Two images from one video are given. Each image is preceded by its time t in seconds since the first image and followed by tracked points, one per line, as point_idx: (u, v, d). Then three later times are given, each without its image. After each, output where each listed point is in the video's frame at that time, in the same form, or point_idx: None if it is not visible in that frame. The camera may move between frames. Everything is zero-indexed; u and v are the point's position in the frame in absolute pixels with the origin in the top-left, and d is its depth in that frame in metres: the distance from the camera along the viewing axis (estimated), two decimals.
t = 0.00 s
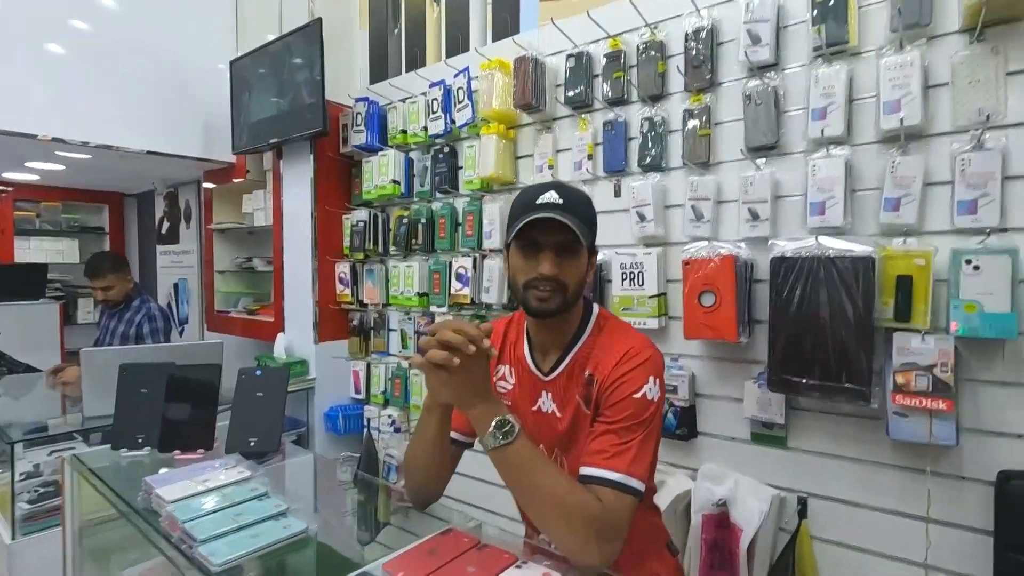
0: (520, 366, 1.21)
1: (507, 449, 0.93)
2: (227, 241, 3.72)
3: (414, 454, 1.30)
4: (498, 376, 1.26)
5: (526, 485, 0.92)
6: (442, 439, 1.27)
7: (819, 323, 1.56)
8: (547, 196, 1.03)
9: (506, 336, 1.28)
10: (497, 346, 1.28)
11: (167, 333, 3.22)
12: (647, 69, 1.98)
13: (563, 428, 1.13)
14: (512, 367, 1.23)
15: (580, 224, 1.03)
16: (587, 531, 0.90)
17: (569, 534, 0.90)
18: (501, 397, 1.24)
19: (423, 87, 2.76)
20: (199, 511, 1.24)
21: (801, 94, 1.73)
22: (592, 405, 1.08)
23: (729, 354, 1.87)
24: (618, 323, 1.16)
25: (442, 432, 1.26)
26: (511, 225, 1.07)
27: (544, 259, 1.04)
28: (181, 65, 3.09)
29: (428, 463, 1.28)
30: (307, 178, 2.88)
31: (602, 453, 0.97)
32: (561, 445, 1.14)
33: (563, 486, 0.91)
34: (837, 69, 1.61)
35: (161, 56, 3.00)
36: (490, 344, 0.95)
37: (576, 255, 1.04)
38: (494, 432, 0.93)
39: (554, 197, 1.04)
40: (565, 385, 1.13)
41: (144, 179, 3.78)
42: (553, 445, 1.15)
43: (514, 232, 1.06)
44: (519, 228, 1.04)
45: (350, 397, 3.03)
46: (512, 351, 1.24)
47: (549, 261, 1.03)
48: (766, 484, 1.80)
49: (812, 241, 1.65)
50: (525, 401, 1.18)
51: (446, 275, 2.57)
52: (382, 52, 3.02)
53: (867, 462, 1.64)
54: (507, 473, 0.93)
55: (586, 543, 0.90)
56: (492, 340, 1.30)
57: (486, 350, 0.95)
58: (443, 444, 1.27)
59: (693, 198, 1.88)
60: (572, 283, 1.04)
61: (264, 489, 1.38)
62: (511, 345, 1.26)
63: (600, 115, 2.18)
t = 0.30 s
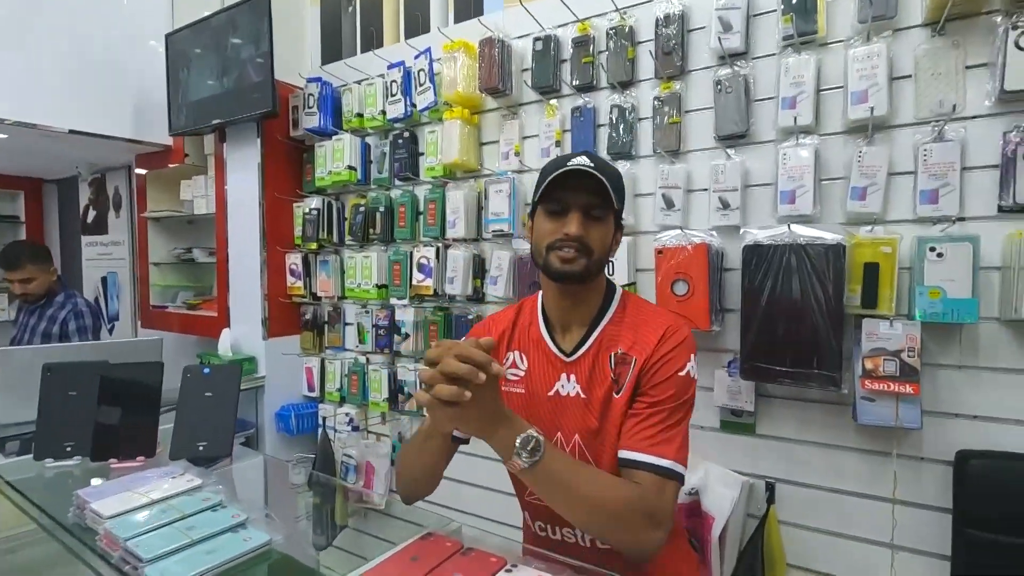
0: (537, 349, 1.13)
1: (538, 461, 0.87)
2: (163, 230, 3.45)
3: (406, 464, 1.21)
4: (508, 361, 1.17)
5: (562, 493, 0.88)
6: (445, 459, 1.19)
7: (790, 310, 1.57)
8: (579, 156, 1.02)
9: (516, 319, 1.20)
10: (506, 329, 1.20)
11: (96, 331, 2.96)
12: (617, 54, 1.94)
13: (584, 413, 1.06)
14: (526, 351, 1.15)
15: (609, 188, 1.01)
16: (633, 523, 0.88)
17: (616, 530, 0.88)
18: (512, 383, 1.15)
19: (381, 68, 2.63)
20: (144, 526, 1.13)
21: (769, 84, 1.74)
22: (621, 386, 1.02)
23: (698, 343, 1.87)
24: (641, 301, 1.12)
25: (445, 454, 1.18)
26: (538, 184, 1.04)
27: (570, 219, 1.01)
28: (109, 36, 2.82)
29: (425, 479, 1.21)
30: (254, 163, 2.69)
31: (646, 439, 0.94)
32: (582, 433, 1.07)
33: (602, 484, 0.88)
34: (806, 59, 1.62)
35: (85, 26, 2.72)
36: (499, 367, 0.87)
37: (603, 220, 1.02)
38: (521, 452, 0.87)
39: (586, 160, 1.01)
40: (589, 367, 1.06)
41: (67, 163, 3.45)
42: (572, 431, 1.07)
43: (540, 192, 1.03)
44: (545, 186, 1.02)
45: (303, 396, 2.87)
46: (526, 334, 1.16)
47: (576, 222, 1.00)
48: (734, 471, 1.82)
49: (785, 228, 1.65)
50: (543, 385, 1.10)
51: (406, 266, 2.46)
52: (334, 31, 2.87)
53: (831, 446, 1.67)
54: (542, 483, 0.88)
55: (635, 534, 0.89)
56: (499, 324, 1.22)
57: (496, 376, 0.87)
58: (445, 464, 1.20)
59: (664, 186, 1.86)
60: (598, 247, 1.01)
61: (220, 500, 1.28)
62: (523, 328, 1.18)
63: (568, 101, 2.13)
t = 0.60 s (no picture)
0: (583, 342, 1.09)
1: (685, 531, 0.95)
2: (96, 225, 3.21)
3: (487, 487, 1.18)
4: (546, 358, 1.11)
5: (712, 536, 0.97)
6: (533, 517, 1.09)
7: (753, 307, 1.61)
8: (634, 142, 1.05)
9: (551, 317, 1.16)
10: (543, 327, 1.14)
11: (20, 335, 2.72)
12: (582, 51, 1.94)
13: (643, 404, 1.03)
14: (569, 346, 1.10)
15: (661, 173, 1.06)
16: (781, 526, 1.01)
17: (766, 537, 1.01)
18: (553, 380, 1.09)
19: (336, 57, 2.52)
20: (94, 549, 1.12)
21: (732, 85, 1.77)
22: (686, 375, 1.03)
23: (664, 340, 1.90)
24: (681, 295, 1.15)
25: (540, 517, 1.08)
26: (591, 169, 1.07)
27: (627, 201, 1.04)
28: (32, 13, 2.58)
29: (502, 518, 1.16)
30: (200, 154, 2.54)
31: (752, 440, 1.01)
32: (639, 425, 1.03)
33: (743, 508, 0.99)
34: (767, 61, 1.66)
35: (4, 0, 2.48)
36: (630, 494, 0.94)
37: (657, 204, 1.06)
38: (669, 542, 0.94)
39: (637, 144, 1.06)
40: (647, 357, 1.05)
41: None
42: (630, 424, 1.04)
43: (593, 174, 1.06)
44: (601, 169, 1.04)
45: (255, 399, 2.74)
46: (567, 331, 1.12)
47: (633, 204, 1.03)
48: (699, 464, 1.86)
49: (749, 228, 1.71)
50: (593, 377, 1.06)
51: (366, 263, 2.39)
52: (286, 17, 2.74)
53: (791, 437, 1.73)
54: (694, 542, 0.96)
55: (777, 535, 1.03)
56: (532, 322, 1.16)
57: (632, 508, 0.93)
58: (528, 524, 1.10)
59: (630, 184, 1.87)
60: (653, 230, 1.04)
61: (177, 516, 1.27)
62: (563, 325, 1.14)
63: (533, 96, 2.11)
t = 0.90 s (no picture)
0: (600, 332, 1.10)
1: (688, 534, 0.96)
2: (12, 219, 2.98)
3: (500, 475, 1.20)
4: (561, 347, 1.12)
5: (716, 537, 0.98)
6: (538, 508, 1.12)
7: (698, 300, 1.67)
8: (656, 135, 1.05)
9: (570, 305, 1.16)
10: (560, 316, 1.15)
11: None
12: (534, 48, 1.96)
13: (657, 396, 1.04)
14: (586, 336, 1.11)
15: (684, 166, 1.05)
16: (778, 525, 1.04)
17: (763, 537, 1.03)
18: (568, 368, 1.10)
19: (281, 46, 2.44)
20: (28, 558, 1.11)
21: (677, 85, 1.84)
22: (701, 371, 1.03)
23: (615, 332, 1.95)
24: (701, 292, 1.16)
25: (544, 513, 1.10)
26: (614, 162, 1.07)
27: (649, 195, 1.04)
28: None
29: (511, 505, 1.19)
30: (132, 144, 2.40)
31: (759, 439, 1.02)
32: (654, 417, 1.04)
33: (744, 509, 1.01)
34: (710, 64, 1.74)
35: None
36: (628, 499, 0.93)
37: (679, 198, 1.06)
38: (674, 548, 0.95)
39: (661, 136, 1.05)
40: (662, 351, 1.06)
41: None
42: (643, 415, 1.05)
43: (615, 167, 1.06)
44: (623, 163, 1.04)
45: (195, 401, 2.63)
46: (585, 319, 1.13)
47: (653, 199, 1.03)
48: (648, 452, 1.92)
49: (693, 223, 1.78)
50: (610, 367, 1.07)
51: (315, 259, 2.33)
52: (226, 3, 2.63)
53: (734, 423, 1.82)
54: (697, 546, 0.97)
55: (772, 536, 1.05)
56: (549, 311, 1.17)
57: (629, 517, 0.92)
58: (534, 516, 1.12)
59: (581, 180, 1.91)
60: (673, 224, 1.04)
61: (116, 524, 1.27)
62: (580, 315, 1.14)
63: (485, 92, 2.11)
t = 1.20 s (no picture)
0: (592, 327, 1.11)
1: (668, 539, 0.97)
2: None
3: (490, 468, 1.20)
4: (554, 338, 1.13)
5: (696, 542, 0.99)
6: (523, 505, 1.12)
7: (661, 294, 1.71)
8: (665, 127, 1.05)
9: (564, 297, 1.17)
10: (553, 307, 1.16)
11: None
12: (500, 45, 1.96)
13: (645, 394, 1.06)
14: (578, 330, 1.12)
15: (692, 161, 1.06)
16: (755, 531, 1.06)
17: (740, 542, 1.06)
18: (560, 361, 1.11)
19: (240, 36, 2.38)
20: None
21: (642, 84, 1.87)
22: (691, 376, 1.05)
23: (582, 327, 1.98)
24: (697, 292, 1.16)
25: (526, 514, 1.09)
26: (621, 152, 1.08)
27: (654, 187, 1.05)
28: None
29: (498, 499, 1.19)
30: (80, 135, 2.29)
31: (742, 445, 1.04)
32: (642, 415, 1.06)
33: (723, 514, 1.03)
34: (673, 64, 1.77)
35: None
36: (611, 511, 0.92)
37: (684, 193, 1.06)
38: (654, 554, 0.96)
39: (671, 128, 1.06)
40: (652, 351, 1.07)
41: None
42: (632, 412, 1.07)
43: (622, 157, 1.07)
44: (630, 154, 1.05)
45: (151, 404, 2.54)
46: (578, 313, 1.14)
47: (658, 193, 1.04)
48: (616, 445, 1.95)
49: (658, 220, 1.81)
50: (600, 363, 1.08)
51: (277, 255, 2.28)
52: None
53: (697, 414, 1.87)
54: (679, 549, 0.98)
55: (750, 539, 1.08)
56: (544, 301, 1.18)
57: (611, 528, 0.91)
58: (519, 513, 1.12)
59: (548, 177, 1.93)
60: (677, 219, 1.04)
61: (68, 531, 1.26)
62: (573, 307, 1.15)
63: (452, 88, 2.10)
